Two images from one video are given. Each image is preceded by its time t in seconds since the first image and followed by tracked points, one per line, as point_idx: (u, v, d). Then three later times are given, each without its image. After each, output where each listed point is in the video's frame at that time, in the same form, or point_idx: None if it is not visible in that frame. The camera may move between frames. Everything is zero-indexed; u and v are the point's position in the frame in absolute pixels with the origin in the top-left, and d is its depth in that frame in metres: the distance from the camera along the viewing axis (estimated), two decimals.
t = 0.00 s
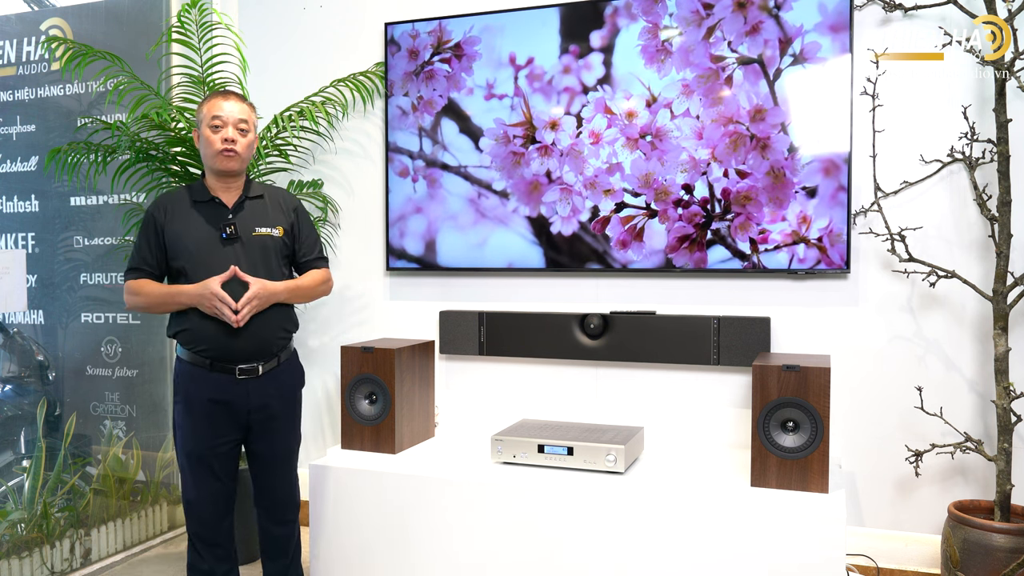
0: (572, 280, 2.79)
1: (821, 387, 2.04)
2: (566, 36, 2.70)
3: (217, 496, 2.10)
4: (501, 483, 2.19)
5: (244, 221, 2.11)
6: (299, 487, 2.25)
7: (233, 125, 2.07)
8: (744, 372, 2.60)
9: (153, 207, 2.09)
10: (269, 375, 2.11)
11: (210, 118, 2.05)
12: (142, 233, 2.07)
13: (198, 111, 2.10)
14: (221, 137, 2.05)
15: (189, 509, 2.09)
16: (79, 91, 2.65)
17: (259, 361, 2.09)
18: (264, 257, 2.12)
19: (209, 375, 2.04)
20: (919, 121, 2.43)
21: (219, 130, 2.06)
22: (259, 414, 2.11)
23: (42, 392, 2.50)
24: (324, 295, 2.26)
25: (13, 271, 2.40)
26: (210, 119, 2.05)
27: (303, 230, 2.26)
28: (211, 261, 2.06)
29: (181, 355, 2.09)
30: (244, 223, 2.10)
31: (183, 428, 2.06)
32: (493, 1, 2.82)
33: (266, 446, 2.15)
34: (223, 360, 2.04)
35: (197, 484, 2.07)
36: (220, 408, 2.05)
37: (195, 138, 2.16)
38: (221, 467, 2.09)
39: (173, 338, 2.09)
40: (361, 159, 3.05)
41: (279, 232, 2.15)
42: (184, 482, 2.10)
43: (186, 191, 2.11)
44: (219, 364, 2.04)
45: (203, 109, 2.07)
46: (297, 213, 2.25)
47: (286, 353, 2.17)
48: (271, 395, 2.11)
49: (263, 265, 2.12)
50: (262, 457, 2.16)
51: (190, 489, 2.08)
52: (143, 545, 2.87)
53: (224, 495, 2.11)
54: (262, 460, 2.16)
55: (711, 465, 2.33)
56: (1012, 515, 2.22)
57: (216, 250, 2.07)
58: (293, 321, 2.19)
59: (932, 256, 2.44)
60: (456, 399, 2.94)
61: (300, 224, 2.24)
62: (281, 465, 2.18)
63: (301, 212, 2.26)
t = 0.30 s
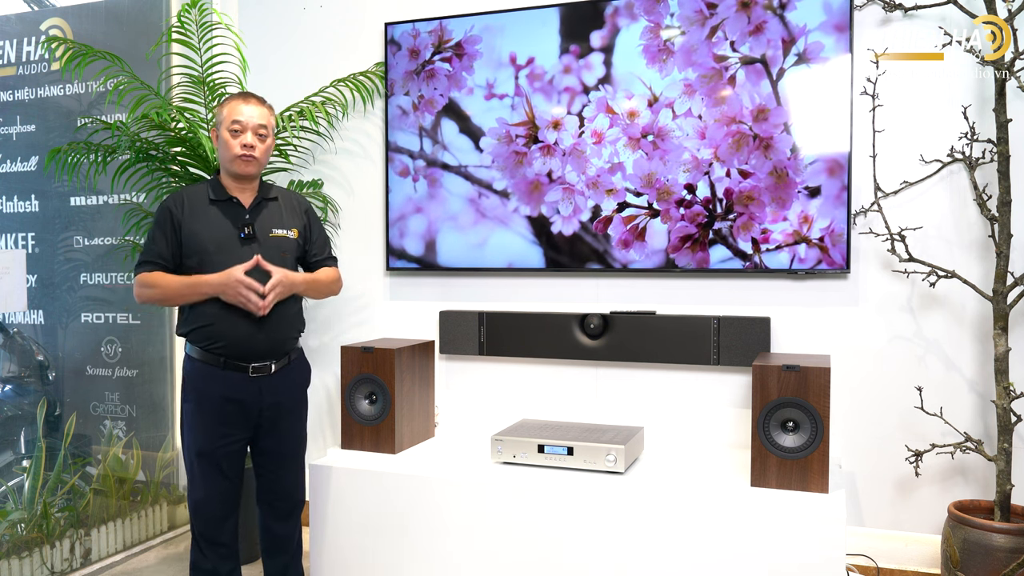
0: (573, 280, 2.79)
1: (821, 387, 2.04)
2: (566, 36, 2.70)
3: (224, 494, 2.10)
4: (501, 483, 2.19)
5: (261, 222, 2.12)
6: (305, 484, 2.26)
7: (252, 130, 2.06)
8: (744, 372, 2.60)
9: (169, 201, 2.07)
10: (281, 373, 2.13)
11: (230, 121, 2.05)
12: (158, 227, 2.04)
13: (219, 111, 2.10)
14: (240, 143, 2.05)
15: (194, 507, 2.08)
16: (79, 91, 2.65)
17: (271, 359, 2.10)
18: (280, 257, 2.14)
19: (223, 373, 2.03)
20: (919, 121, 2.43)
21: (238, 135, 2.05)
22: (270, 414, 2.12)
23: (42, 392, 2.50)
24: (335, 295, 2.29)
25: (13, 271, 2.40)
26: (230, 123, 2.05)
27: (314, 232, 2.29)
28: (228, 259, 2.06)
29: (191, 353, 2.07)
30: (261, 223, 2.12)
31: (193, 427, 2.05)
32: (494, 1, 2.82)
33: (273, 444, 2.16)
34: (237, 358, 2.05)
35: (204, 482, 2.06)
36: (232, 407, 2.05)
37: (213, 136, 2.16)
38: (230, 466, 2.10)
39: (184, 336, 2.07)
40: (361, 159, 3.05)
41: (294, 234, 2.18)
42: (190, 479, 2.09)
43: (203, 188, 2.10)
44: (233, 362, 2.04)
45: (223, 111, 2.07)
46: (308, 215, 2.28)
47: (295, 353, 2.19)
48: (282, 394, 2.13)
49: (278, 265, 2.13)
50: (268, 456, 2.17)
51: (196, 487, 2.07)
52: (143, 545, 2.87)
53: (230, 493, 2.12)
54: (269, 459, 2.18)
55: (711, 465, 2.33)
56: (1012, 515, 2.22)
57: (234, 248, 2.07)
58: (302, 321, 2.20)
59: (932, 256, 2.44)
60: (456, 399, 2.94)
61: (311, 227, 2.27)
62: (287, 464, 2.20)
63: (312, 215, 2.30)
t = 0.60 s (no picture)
0: (573, 280, 2.79)
1: (821, 387, 2.04)
2: (566, 35, 2.70)
3: (229, 494, 2.10)
4: (501, 483, 2.19)
5: (270, 222, 2.13)
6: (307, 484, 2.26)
7: (263, 132, 2.06)
8: (744, 372, 2.60)
9: (178, 199, 2.08)
10: (288, 372, 2.13)
11: (240, 123, 2.05)
12: (166, 224, 2.04)
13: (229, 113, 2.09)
14: (250, 145, 2.05)
15: (199, 507, 2.08)
16: (80, 91, 2.65)
17: (279, 358, 2.10)
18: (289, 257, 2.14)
19: (231, 373, 2.03)
20: (919, 121, 2.43)
21: (248, 137, 2.05)
22: (276, 414, 2.12)
23: (42, 392, 2.50)
24: (338, 294, 2.29)
25: (13, 271, 2.40)
26: (241, 125, 2.05)
27: (321, 233, 2.29)
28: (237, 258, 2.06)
29: (197, 352, 2.07)
30: (270, 223, 2.13)
31: (200, 427, 2.05)
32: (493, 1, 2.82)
33: (279, 444, 2.16)
34: (245, 357, 2.05)
35: (211, 483, 2.06)
36: (240, 407, 2.05)
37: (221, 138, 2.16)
38: (236, 466, 2.10)
39: (191, 335, 2.07)
40: (361, 159, 3.05)
41: (302, 234, 2.19)
42: (195, 479, 2.08)
43: (213, 186, 2.11)
44: (242, 361, 2.04)
45: (233, 112, 2.07)
46: (314, 217, 2.29)
47: (301, 352, 2.20)
48: (289, 394, 2.14)
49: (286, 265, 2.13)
50: (273, 455, 2.17)
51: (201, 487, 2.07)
52: (143, 544, 2.87)
53: (235, 493, 2.12)
54: (274, 459, 2.18)
55: (710, 465, 2.33)
56: (1012, 515, 2.22)
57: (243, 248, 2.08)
58: (308, 321, 2.21)
59: (932, 256, 2.44)
60: (456, 399, 2.94)
61: (317, 229, 2.28)
62: (291, 463, 2.20)
63: (318, 217, 2.30)
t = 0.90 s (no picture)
0: (573, 280, 2.79)
1: (821, 387, 2.04)
2: (578, 35, 2.69)
3: (229, 495, 2.10)
4: (501, 484, 2.19)
5: (272, 223, 2.13)
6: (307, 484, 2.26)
7: (265, 134, 2.06)
8: (744, 372, 2.60)
9: (180, 199, 2.07)
10: (289, 372, 2.13)
11: (242, 124, 2.05)
12: (168, 225, 2.04)
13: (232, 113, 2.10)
14: (252, 146, 2.05)
15: (199, 507, 2.08)
16: (80, 91, 2.65)
17: (280, 358, 2.10)
18: (291, 257, 2.14)
19: (232, 373, 2.03)
20: (919, 120, 2.43)
21: (251, 138, 2.06)
22: (277, 414, 2.12)
23: (42, 392, 2.50)
24: (340, 296, 2.29)
25: (12, 271, 2.40)
26: (243, 126, 2.05)
27: (324, 234, 2.29)
28: (238, 258, 2.06)
29: (199, 352, 2.07)
30: (272, 224, 2.13)
31: (201, 427, 2.05)
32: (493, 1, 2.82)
33: (280, 444, 2.16)
34: (247, 357, 2.05)
35: (212, 482, 2.06)
36: (241, 407, 2.05)
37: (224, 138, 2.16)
38: (237, 466, 2.10)
39: (193, 336, 2.07)
40: (361, 159, 3.05)
41: (304, 235, 2.19)
42: (196, 479, 2.08)
43: (215, 187, 2.11)
44: (243, 361, 2.04)
45: (236, 113, 2.07)
46: (317, 218, 2.28)
47: (303, 352, 2.19)
48: (290, 394, 2.14)
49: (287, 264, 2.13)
50: (274, 456, 2.17)
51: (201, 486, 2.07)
52: (143, 544, 2.87)
53: (235, 493, 2.12)
54: (274, 459, 2.18)
55: (710, 465, 2.33)
56: (1012, 515, 2.21)
57: (245, 248, 2.07)
58: (310, 321, 2.21)
59: (932, 256, 2.44)
60: (456, 399, 2.94)
61: (320, 229, 2.27)
62: (292, 464, 2.20)
63: (321, 217, 2.30)
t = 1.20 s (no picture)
0: (573, 280, 2.79)
1: (821, 387, 2.04)
2: (579, 33, 2.69)
3: (229, 495, 2.10)
4: (501, 484, 2.19)
5: (271, 223, 2.13)
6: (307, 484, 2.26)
7: (263, 133, 2.06)
8: (744, 372, 2.60)
9: (179, 201, 2.08)
10: (289, 373, 2.13)
11: (240, 124, 2.05)
12: (168, 227, 2.04)
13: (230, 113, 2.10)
14: (251, 145, 2.05)
15: (199, 507, 2.08)
16: (80, 91, 2.65)
17: (280, 358, 2.10)
18: (290, 257, 2.13)
19: (231, 373, 2.03)
20: (919, 120, 2.43)
21: (249, 137, 2.06)
22: (277, 415, 2.12)
23: (42, 392, 2.50)
24: (341, 297, 2.29)
25: (12, 271, 2.40)
26: (241, 125, 2.05)
27: (324, 234, 2.28)
28: (237, 259, 2.06)
29: (199, 352, 2.07)
30: (271, 225, 2.12)
31: (201, 427, 2.05)
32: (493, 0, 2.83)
33: (280, 444, 2.16)
34: (245, 357, 2.04)
35: (212, 483, 2.06)
36: (240, 407, 2.05)
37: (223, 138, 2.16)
38: (237, 466, 2.10)
39: (193, 336, 2.07)
40: (361, 159, 3.05)
41: (303, 235, 2.18)
42: (196, 479, 2.08)
43: (214, 188, 2.11)
44: (241, 362, 2.04)
45: (234, 113, 2.07)
46: (318, 218, 2.28)
47: (303, 352, 2.19)
48: (290, 395, 2.13)
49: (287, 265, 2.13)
50: (274, 456, 2.17)
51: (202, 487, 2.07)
52: (143, 544, 2.87)
53: (236, 493, 2.12)
54: (274, 459, 2.18)
55: (711, 465, 2.33)
56: (1012, 515, 2.22)
57: (244, 248, 2.07)
58: (310, 322, 2.21)
59: (932, 256, 2.44)
60: (456, 399, 2.94)
61: (320, 229, 2.27)
62: (292, 464, 2.20)
63: (322, 217, 2.29)
